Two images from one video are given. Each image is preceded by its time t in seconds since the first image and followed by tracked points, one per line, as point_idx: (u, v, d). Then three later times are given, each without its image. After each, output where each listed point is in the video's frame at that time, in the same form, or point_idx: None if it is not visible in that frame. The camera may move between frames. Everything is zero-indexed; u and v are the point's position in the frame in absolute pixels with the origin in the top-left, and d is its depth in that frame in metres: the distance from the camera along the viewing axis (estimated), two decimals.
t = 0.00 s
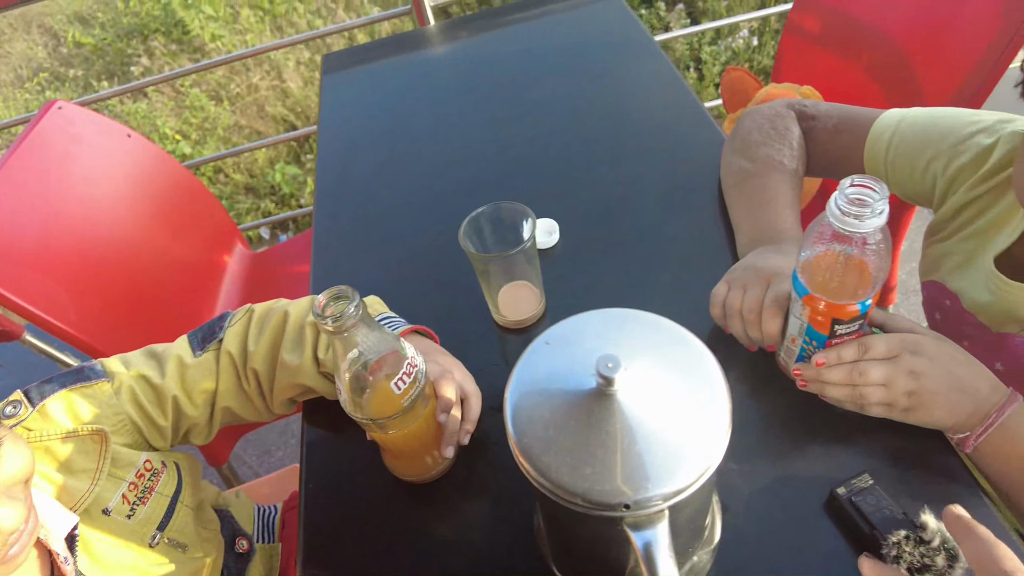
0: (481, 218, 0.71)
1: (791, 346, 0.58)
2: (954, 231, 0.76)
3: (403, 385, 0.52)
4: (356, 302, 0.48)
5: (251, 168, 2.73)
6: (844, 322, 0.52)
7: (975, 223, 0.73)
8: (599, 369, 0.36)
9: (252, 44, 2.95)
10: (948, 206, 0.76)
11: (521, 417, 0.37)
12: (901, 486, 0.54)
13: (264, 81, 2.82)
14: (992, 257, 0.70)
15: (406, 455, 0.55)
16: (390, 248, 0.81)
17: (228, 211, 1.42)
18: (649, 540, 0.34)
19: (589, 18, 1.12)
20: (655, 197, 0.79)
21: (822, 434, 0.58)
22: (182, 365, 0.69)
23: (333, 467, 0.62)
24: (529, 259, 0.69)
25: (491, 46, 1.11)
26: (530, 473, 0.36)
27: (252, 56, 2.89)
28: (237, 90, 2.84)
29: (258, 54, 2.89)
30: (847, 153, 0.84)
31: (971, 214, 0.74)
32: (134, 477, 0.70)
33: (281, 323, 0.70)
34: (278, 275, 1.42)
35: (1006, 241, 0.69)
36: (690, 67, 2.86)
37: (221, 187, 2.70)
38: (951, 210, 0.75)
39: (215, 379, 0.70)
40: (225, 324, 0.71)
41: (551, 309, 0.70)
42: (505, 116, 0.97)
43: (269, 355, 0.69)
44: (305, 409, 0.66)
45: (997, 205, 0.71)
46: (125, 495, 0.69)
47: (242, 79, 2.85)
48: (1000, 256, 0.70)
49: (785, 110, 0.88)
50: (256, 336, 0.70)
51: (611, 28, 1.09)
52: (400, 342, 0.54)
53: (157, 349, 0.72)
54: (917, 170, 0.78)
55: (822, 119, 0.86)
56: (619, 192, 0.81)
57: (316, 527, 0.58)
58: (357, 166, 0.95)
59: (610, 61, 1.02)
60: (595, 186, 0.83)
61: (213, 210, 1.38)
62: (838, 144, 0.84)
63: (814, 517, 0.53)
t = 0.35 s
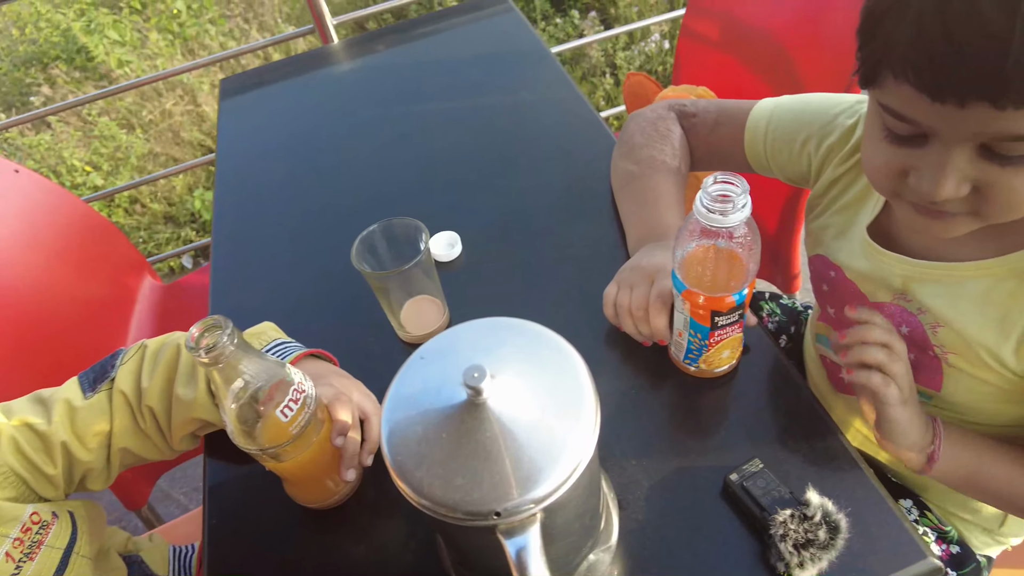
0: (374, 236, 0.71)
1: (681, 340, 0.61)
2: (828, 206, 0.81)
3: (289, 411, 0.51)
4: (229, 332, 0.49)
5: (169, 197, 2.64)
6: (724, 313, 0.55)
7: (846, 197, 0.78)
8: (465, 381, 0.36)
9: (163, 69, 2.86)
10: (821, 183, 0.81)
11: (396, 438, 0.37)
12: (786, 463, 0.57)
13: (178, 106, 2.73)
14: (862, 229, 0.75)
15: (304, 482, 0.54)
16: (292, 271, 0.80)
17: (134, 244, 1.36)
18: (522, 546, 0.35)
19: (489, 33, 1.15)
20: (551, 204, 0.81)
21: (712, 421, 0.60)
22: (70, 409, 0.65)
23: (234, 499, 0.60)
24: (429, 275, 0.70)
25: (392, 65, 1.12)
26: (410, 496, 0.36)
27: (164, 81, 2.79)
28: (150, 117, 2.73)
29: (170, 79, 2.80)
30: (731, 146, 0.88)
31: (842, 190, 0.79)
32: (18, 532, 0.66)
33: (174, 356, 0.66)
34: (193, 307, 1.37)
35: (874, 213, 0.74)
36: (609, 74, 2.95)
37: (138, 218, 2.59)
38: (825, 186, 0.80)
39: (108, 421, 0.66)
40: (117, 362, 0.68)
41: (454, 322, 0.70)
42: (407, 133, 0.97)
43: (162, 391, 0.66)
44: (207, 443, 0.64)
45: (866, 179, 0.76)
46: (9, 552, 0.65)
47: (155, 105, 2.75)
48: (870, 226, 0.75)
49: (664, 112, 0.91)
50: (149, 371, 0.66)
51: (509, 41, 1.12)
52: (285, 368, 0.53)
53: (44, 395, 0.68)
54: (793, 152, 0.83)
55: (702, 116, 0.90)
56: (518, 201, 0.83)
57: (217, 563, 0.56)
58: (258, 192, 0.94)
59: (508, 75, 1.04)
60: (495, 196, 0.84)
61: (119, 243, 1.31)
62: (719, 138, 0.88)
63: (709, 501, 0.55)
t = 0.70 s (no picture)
0: (264, 233, 0.74)
1: (557, 315, 0.67)
2: (674, 180, 0.87)
3: (180, 397, 0.53)
4: (114, 322, 0.51)
5: (65, 212, 2.52)
6: (587, 288, 0.61)
7: (691, 167, 0.85)
8: (337, 351, 0.40)
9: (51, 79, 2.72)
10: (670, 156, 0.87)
11: (279, 409, 0.41)
12: (650, 416, 0.64)
13: (69, 116, 2.61)
14: (706, 198, 0.82)
15: (201, 466, 0.57)
16: (189, 276, 0.82)
17: (26, 262, 1.32)
18: (391, 489, 0.39)
19: (382, 47, 1.22)
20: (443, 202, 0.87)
21: (588, 386, 0.67)
22: None
23: (135, 495, 0.62)
24: (319, 266, 0.73)
25: (285, 78, 1.17)
26: (295, 459, 0.40)
27: (52, 90, 2.66)
28: (38, 128, 2.58)
29: (59, 88, 2.67)
30: (585, 135, 0.97)
31: (686, 161, 0.86)
32: None
33: (67, 361, 0.67)
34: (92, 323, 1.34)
35: (716, 177, 0.81)
36: (515, 77, 3.07)
37: (30, 236, 2.45)
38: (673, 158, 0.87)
39: None
40: (6, 370, 0.69)
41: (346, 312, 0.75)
42: (303, 142, 1.01)
43: (56, 396, 0.66)
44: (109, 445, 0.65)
45: (706, 147, 0.84)
46: None
47: (43, 115, 2.61)
48: (713, 193, 0.81)
49: (530, 106, 1.00)
50: (41, 378, 0.67)
51: (402, 54, 1.18)
52: (176, 359, 0.55)
53: None
54: (645, 131, 0.90)
55: (559, 107, 0.99)
56: (410, 200, 0.88)
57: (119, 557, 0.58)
58: (154, 202, 0.95)
59: (401, 85, 1.10)
60: (389, 197, 0.89)
61: (9, 263, 1.27)
62: (573, 128, 0.97)
63: (580, 453, 0.62)
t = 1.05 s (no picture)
0: (219, 206, 0.85)
1: (482, 269, 0.78)
2: (570, 155, 1.01)
3: (149, 337, 0.64)
4: (90, 268, 0.61)
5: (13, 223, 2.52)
6: (505, 241, 0.72)
7: (582, 141, 0.99)
8: (281, 276, 0.49)
9: None
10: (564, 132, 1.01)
11: (235, 327, 0.50)
12: (563, 350, 0.75)
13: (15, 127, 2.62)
14: (595, 170, 0.95)
15: (165, 404, 0.67)
16: (154, 264, 0.91)
17: None
18: (329, 382, 0.49)
19: (323, 50, 1.31)
20: (384, 193, 0.98)
21: (512, 329, 0.78)
22: None
23: (113, 441, 0.70)
24: (266, 237, 0.83)
25: (234, 80, 1.26)
26: (253, 365, 0.49)
27: None
28: None
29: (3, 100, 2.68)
30: (495, 117, 1.13)
31: (579, 136, 1.00)
32: None
33: (37, 327, 0.76)
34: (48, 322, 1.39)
35: (603, 151, 0.95)
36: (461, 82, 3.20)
37: None
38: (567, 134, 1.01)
39: None
40: None
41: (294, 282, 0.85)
42: (253, 141, 1.10)
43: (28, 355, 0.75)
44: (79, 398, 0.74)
45: (593, 123, 0.98)
46: None
47: None
48: (601, 164, 0.95)
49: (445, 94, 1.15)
50: (14, 342, 0.75)
51: (343, 58, 1.28)
52: (145, 308, 0.67)
53: None
54: (545, 112, 1.04)
55: (471, 93, 1.15)
56: (354, 188, 0.98)
57: (100, 491, 0.66)
58: (115, 198, 1.03)
59: (343, 88, 1.20)
60: (334, 185, 1.00)
61: None
62: (486, 111, 1.13)
63: (500, 381, 0.73)
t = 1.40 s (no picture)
0: (212, 220, 0.89)
1: (463, 275, 0.83)
2: (538, 172, 1.07)
3: (147, 341, 0.70)
4: (94, 276, 0.67)
5: None
6: (483, 246, 0.78)
7: (548, 160, 1.05)
8: (272, 276, 0.53)
9: None
10: (531, 151, 1.07)
11: (232, 326, 0.53)
12: (539, 349, 0.79)
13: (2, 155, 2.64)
14: (562, 188, 1.01)
15: (161, 407, 0.71)
16: (147, 282, 0.95)
17: None
18: (321, 373, 0.53)
19: (307, 76, 1.37)
20: (368, 211, 1.03)
21: (491, 332, 0.82)
22: None
23: (109, 447, 0.73)
24: (257, 249, 0.87)
25: (223, 105, 1.31)
26: (247, 358, 0.53)
27: None
28: None
29: None
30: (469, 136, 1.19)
31: (546, 155, 1.06)
32: None
33: (38, 337, 0.79)
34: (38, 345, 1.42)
35: (569, 170, 1.01)
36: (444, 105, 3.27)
37: None
38: (534, 153, 1.07)
39: None
40: None
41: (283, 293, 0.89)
42: (240, 163, 1.15)
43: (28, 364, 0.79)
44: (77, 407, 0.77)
45: (558, 143, 1.04)
46: None
47: None
48: (568, 182, 1.01)
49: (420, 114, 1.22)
50: (15, 350, 0.79)
51: (326, 83, 1.34)
52: (143, 314, 0.72)
53: None
54: (513, 132, 1.10)
55: (445, 112, 1.21)
56: (340, 205, 1.03)
57: (97, 493, 0.69)
58: (107, 219, 1.07)
59: (326, 112, 1.25)
60: (321, 202, 1.04)
61: None
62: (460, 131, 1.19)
63: (483, 380, 0.77)
